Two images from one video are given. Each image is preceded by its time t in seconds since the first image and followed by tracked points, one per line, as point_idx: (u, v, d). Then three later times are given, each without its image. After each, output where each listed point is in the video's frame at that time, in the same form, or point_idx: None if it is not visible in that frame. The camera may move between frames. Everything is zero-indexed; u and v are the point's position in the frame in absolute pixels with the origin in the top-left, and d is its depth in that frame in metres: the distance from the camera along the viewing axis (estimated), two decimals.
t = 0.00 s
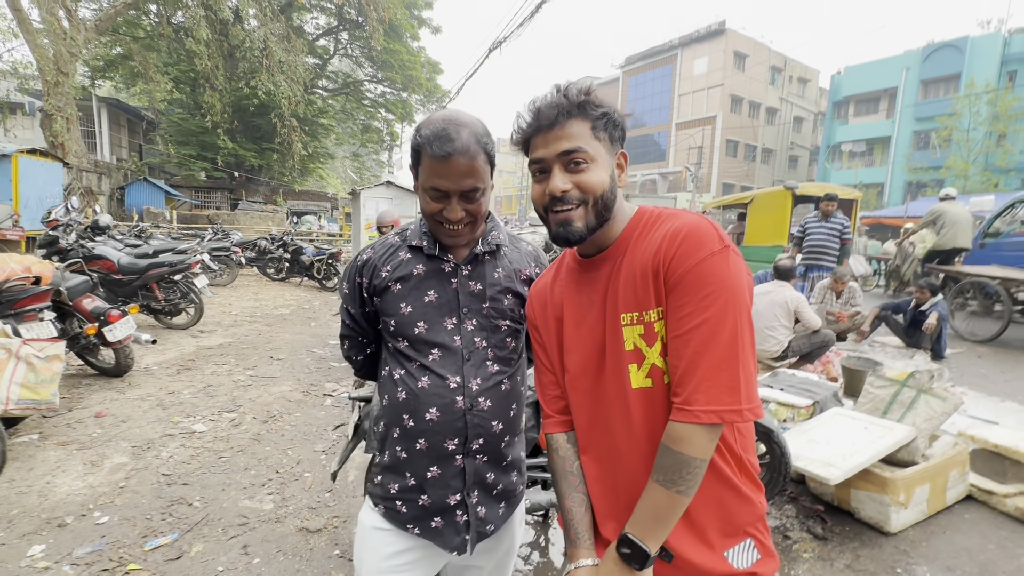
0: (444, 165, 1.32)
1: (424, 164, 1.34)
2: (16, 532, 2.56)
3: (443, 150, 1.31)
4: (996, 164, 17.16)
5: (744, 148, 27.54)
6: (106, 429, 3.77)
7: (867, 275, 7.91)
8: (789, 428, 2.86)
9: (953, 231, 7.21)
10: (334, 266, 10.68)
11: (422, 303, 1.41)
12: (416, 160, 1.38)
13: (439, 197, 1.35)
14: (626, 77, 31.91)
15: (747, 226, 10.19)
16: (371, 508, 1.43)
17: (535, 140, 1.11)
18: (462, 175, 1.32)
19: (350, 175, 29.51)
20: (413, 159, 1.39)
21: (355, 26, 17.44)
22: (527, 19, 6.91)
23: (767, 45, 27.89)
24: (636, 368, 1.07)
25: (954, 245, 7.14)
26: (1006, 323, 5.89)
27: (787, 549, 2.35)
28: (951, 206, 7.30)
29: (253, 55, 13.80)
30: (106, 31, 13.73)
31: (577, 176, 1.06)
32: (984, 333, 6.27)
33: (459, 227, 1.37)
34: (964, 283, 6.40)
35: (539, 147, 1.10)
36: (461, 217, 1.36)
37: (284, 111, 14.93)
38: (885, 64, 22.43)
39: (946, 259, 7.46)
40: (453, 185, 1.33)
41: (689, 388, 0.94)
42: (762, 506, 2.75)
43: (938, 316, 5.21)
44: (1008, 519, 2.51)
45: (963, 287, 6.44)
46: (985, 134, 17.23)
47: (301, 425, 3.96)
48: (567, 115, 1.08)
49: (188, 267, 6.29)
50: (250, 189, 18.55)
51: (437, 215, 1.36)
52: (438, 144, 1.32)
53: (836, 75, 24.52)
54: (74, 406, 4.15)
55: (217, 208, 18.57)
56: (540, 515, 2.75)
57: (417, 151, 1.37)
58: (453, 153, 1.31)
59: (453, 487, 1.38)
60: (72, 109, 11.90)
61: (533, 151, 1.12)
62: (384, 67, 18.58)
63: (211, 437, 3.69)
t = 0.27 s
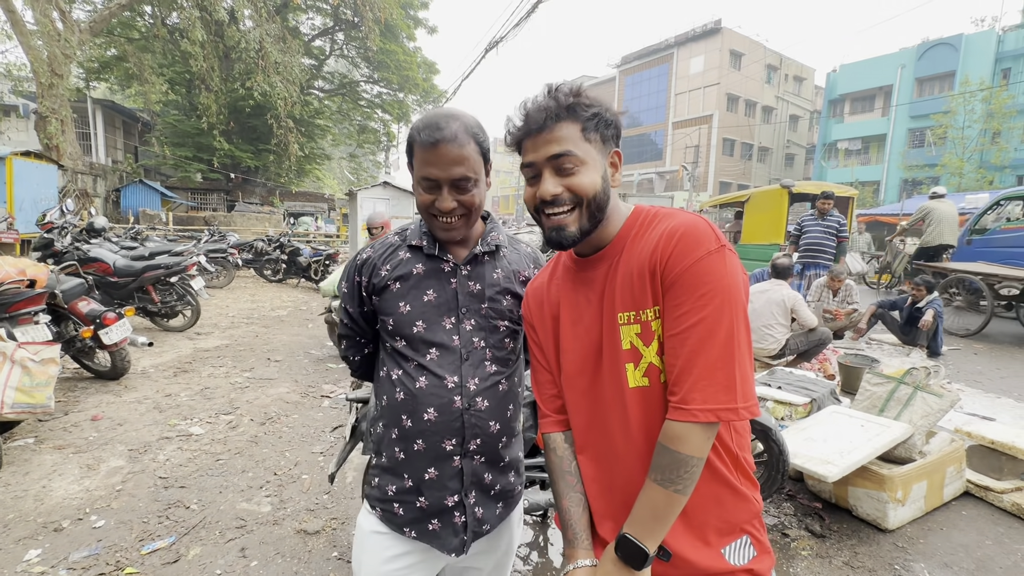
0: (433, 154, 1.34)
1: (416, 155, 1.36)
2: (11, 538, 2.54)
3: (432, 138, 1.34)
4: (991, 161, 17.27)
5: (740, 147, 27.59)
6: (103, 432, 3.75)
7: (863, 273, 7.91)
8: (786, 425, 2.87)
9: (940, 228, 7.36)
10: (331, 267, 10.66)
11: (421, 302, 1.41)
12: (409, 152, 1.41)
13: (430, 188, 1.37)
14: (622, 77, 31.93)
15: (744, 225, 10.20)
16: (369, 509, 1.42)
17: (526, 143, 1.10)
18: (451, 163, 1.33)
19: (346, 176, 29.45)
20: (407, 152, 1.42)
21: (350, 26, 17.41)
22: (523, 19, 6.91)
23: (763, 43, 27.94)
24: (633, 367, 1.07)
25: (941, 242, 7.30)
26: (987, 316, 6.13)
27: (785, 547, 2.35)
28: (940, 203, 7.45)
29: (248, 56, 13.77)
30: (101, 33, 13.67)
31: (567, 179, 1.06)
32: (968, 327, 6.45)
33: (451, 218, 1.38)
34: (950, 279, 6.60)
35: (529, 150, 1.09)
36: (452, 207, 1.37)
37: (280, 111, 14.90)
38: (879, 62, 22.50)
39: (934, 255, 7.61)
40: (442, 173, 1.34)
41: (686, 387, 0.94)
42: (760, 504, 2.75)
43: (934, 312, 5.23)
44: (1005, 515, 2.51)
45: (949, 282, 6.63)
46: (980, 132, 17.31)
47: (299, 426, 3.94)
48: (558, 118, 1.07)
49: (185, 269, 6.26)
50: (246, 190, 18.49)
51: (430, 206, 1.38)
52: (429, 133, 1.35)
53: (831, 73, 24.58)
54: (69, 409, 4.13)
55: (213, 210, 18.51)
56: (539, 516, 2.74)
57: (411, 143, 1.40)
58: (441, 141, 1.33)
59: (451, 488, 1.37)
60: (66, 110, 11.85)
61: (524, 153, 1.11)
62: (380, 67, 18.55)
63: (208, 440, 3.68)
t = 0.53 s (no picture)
0: (427, 145, 1.39)
1: (416, 147, 1.43)
2: (12, 541, 2.54)
3: (427, 130, 1.40)
4: (990, 158, 17.27)
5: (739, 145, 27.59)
6: (103, 435, 3.75)
7: (863, 271, 7.90)
8: (787, 424, 2.87)
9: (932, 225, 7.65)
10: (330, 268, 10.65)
11: (425, 303, 1.41)
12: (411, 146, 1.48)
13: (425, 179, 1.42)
14: (621, 76, 31.93)
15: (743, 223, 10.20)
16: (369, 507, 1.42)
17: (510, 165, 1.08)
18: (444, 154, 1.38)
19: (345, 177, 29.43)
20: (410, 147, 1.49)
21: (349, 27, 17.41)
22: (521, 19, 6.91)
23: (761, 41, 27.93)
24: (632, 367, 1.07)
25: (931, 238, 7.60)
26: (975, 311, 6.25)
27: (786, 545, 2.35)
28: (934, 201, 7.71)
29: (247, 58, 13.76)
30: (99, 35, 13.65)
31: (547, 205, 1.04)
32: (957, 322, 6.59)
33: (445, 210, 1.40)
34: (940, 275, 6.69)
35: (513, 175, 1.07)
36: (445, 198, 1.39)
37: (279, 113, 14.90)
38: (878, 59, 22.51)
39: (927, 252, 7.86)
40: (435, 163, 1.38)
41: (686, 388, 0.94)
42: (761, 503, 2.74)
43: (934, 310, 5.24)
44: (1006, 513, 2.51)
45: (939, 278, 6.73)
46: (979, 128, 17.30)
47: (299, 428, 3.94)
48: (535, 145, 1.03)
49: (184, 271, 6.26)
50: (245, 191, 18.47)
51: (424, 198, 1.42)
52: (428, 125, 1.41)
53: (830, 71, 24.58)
54: (70, 412, 4.12)
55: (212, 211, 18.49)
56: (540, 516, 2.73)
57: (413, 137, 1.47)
58: (435, 133, 1.39)
59: (452, 487, 1.37)
60: (64, 113, 11.84)
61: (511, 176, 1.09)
62: (378, 68, 18.54)
63: (208, 442, 3.67)
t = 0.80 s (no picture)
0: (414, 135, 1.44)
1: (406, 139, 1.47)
2: (14, 544, 2.54)
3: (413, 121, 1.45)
4: (990, 154, 17.26)
5: (739, 143, 27.57)
6: (105, 437, 3.75)
7: (863, 268, 7.88)
8: (789, 421, 2.86)
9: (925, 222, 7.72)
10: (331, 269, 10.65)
11: (425, 307, 1.42)
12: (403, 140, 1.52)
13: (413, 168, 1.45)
14: (620, 74, 31.88)
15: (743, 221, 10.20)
16: (370, 504, 1.44)
17: (512, 169, 1.08)
18: (428, 140, 1.41)
19: (346, 177, 29.42)
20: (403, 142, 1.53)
21: (348, 27, 17.40)
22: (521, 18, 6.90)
23: (760, 39, 27.88)
24: (632, 368, 1.07)
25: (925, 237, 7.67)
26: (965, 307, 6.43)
27: (789, 543, 2.35)
28: (926, 198, 7.77)
29: (246, 58, 13.76)
30: (98, 37, 13.64)
31: (550, 208, 1.04)
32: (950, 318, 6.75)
33: (433, 198, 1.42)
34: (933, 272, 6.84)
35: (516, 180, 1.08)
36: (431, 183, 1.41)
37: (278, 113, 14.90)
38: (878, 56, 22.47)
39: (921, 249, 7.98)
40: (420, 150, 1.42)
41: (685, 389, 0.94)
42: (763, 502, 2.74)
43: (935, 307, 5.22)
44: (1009, 510, 2.51)
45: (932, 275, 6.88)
46: (979, 125, 17.29)
47: (301, 429, 3.94)
48: (537, 149, 1.02)
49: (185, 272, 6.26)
50: (245, 192, 18.47)
51: (413, 188, 1.45)
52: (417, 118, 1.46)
53: (829, 68, 24.54)
54: (72, 414, 4.13)
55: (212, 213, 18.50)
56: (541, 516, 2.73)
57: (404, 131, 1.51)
58: (421, 122, 1.43)
59: (452, 488, 1.38)
60: (64, 115, 11.83)
61: (513, 178, 1.09)
62: (378, 68, 18.53)
63: (210, 444, 3.67)
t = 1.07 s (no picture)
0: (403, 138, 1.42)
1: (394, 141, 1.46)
2: (18, 547, 2.55)
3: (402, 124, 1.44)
4: (991, 151, 17.25)
5: (740, 142, 27.56)
6: (108, 439, 3.75)
7: (865, 266, 7.86)
8: (792, 421, 2.86)
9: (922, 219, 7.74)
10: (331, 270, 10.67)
11: (423, 312, 1.41)
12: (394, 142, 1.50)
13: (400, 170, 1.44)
14: (620, 74, 31.86)
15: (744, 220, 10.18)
16: (377, 512, 1.43)
17: (516, 167, 1.08)
18: (415, 145, 1.40)
19: (346, 178, 29.43)
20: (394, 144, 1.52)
21: (347, 29, 17.42)
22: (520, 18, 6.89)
23: (760, 37, 27.84)
24: (638, 370, 1.06)
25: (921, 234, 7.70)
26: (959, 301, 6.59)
27: (793, 543, 2.34)
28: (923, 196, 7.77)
29: (245, 60, 13.76)
30: (98, 39, 13.65)
31: (554, 208, 1.03)
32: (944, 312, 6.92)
33: (422, 203, 1.40)
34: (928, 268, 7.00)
35: (521, 177, 1.07)
36: (419, 189, 1.39)
37: (279, 115, 14.91)
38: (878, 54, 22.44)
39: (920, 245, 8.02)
40: (408, 155, 1.40)
41: (693, 392, 0.94)
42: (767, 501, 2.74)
43: (937, 304, 5.21)
44: (1013, 508, 2.50)
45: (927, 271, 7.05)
46: (980, 122, 17.24)
47: (303, 430, 3.94)
48: (542, 147, 1.02)
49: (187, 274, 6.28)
50: (245, 194, 18.50)
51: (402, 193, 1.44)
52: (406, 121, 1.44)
53: (829, 66, 24.50)
54: (74, 417, 4.13)
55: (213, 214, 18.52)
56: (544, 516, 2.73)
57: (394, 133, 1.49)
58: (410, 126, 1.42)
59: (458, 493, 1.38)
60: (65, 118, 11.85)
61: (517, 177, 1.09)
62: (377, 69, 18.52)
63: (213, 446, 3.67)
